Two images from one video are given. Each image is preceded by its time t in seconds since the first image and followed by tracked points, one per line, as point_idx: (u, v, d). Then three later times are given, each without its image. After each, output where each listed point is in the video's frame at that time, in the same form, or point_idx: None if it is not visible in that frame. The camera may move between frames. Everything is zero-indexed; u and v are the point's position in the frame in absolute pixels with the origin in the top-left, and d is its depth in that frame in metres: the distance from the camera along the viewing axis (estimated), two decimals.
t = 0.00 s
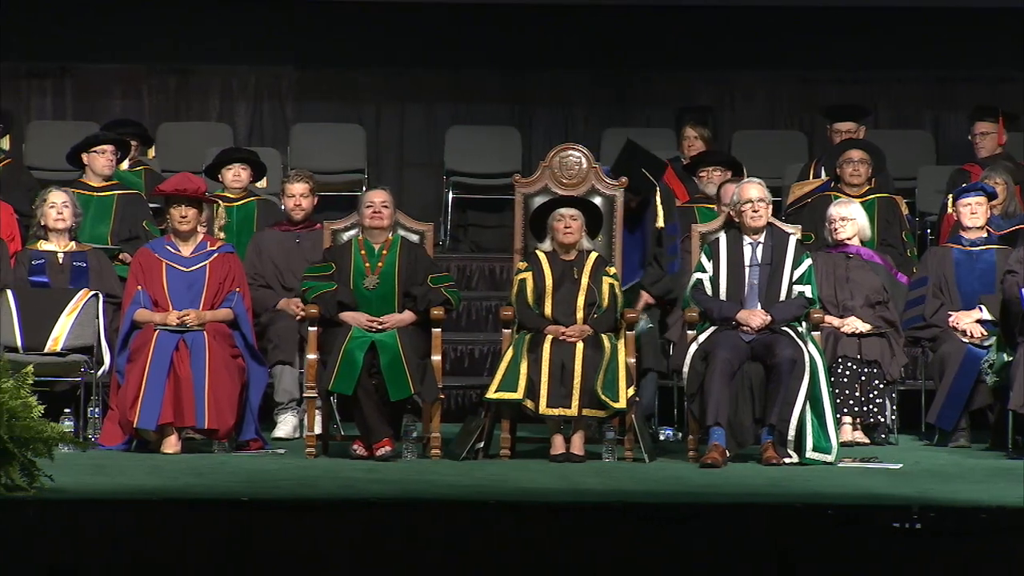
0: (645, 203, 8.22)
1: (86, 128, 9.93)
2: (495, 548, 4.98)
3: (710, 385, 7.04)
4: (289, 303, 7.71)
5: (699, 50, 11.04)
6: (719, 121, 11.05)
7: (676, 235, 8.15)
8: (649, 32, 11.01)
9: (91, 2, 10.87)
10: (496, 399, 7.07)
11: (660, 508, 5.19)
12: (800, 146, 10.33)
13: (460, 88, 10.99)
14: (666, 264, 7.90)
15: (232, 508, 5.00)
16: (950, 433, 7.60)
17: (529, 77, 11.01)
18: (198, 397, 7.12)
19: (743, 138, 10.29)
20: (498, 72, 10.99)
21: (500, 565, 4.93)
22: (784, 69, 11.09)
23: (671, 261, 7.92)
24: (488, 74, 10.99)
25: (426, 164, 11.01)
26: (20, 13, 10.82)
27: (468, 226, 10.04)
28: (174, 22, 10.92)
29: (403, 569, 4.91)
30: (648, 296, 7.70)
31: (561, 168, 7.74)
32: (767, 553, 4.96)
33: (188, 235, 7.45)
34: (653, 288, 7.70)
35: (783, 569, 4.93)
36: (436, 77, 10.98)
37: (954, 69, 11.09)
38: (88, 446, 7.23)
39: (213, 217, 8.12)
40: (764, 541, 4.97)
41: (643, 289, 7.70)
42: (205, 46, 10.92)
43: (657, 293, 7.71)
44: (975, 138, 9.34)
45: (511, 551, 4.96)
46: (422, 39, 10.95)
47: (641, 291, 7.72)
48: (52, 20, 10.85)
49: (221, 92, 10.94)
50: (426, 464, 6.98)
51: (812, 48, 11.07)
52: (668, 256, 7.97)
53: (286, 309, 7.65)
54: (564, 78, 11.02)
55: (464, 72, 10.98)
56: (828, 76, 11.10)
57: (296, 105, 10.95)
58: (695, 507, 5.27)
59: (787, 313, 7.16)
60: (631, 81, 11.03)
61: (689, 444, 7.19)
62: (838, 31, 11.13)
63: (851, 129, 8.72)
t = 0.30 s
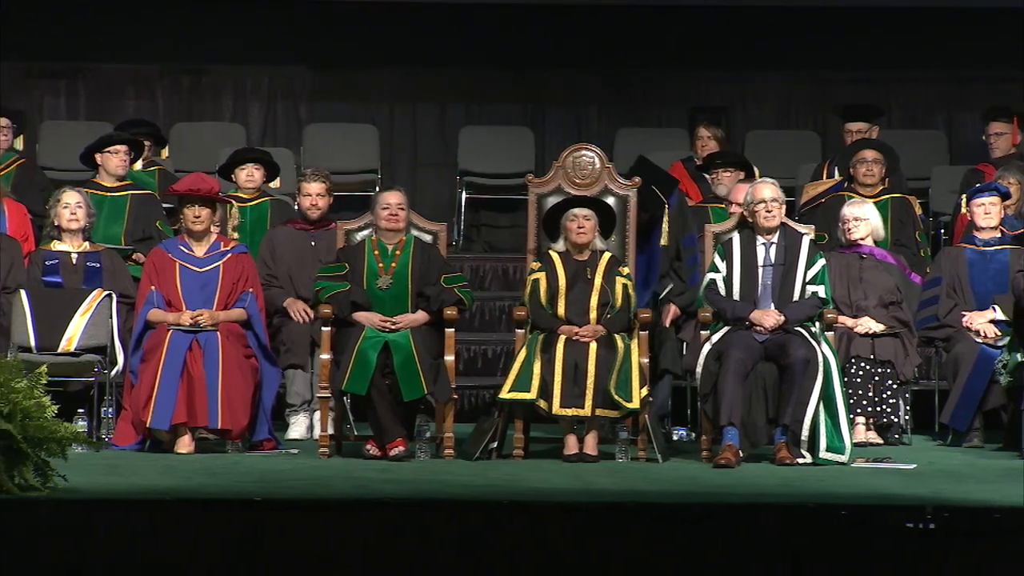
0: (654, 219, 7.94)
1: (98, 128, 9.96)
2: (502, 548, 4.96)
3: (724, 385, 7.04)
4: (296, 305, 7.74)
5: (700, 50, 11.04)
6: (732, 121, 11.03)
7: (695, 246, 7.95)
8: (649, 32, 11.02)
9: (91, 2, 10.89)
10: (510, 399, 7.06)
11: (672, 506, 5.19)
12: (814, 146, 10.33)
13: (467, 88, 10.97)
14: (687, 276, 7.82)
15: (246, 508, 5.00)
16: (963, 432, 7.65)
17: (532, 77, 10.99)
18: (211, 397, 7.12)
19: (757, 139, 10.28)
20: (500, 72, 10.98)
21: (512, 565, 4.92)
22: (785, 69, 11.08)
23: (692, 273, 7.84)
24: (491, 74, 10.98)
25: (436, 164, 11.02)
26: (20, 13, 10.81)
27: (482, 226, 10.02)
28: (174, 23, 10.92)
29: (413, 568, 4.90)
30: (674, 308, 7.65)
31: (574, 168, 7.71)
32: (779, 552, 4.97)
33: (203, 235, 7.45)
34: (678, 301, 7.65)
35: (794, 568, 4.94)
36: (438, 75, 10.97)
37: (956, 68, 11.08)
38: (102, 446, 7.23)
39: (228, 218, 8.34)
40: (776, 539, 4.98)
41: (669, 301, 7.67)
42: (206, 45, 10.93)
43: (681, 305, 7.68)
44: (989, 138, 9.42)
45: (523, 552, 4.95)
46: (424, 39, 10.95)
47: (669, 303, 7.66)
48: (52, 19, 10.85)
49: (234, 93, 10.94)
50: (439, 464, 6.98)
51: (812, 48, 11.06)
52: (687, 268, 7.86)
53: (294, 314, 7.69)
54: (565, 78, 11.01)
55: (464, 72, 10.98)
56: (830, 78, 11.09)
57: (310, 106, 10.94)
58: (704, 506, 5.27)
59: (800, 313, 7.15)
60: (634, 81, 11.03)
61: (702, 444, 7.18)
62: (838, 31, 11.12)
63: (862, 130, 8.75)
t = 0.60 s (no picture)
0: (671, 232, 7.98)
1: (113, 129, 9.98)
2: (512, 548, 4.97)
3: (741, 385, 7.02)
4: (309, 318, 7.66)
5: (700, 50, 10.96)
6: (749, 121, 10.96)
7: (705, 264, 8.01)
8: (649, 32, 10.94)
9: (91, 2, 10.80)
10: (527, 399, 7.05)
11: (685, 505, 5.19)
12: (832, 147, 10.34)
13: (474, 88, 10.89)
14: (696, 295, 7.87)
15: (262, 508, 5.01)
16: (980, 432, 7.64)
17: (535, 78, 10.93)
18: (228, 397, 7.12)
19: (775, 140, 10.27)
20: (505, 72, 10.91)
21: (526, 564, 4.94)
22: (784, 70, 11.01)
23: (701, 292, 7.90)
24: (495, 74, 10.91)
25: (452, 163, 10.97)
26: (20, 12, 10.72)
27: (498, 226, 10.07)
28: (171, 22, 10.85)
29: (425, 569, 4.91)
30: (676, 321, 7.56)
31: (591, 168, 7.72)
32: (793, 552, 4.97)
33: (220, 235, 7.46)
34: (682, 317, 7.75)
35: (811, 569, 4.93)
36: (439, 73, 10.89)
37: (958, 68, 10.99)
38: (119, 446, 7.23)
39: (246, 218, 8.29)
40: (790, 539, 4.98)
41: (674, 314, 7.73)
42: (205, 46, 10.85)
43: (684, 320, 7.78)
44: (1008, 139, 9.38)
45: (538, 552, 4.96)
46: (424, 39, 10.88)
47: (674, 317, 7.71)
48: (52, 19, 10.77)
49: (252, 92, 10.87)
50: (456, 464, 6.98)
51: (812, 48, 11.01)
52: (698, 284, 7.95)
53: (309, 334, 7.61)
54: (565, 79, 10.95)
55: (465, 71, 10.89)
56: (831, 78, 11.03)
57: (327, 106, 10.87)
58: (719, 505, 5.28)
59: (818, 313, 7.14)
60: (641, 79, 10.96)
61: (719, 445, 7.17)
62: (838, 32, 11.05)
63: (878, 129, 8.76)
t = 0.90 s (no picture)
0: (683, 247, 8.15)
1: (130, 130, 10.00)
2: (534, 548, 5.00)
3: (762, 385, 7.03)
4: (329, 314, 7.68)
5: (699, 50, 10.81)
6: (770, 121, 10.80)
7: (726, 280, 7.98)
8: (649, 32, 10.79)
9: (91, 2, 10.68)
10: (547, 399, 7.06)
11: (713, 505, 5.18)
12: (852, 146, 10.35)
13: (491, 88, 10.76)
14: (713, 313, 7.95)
15: (283, 508, 5.02)
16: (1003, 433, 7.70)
17: (541, 79, 10.78)
18: (249, 397, 7.11)
19: (795, 138, 10.32)
20: (515, 71, 10.78)
21: (548, 564, 4.98)
22: (785, 70, 10.84)
23: (719, 309, 7.96)
24: (499, 75, 10.77)
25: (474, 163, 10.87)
26: (20, 13, 10.61)
27: (519, 226, 10.08)
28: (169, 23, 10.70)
29: (445, 569, 4.97)
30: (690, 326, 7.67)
31: (612, 168, 7.80)
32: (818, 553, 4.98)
33: (240, 235, 7.46)
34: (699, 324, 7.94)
35: (833, 569, 4.98)
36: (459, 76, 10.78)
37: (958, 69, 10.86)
38: (140, 445, 7.22)
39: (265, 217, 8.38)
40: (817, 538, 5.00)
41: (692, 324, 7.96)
42: (204, 46, 10.70)
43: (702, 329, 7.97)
44: None
45: (559, 551, 5.00)
46: (422, 38, 10.75)
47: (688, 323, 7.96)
48: (52, 19, 10.65)
49: (274, 94, 10.75)
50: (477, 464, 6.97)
51: (812, 48, 10.86)
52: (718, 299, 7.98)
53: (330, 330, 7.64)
54: (578, 79, 10.80)
55: (466, 71, 10.77)
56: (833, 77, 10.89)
57: (348, 106, 10.75)
58: (740, 503, 5.31)
59: (838, 313, 7.15)
60: (658, 80, 10.82)
61: (739, 445, 7.16)
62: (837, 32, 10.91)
63: (899, 129, 8.74)
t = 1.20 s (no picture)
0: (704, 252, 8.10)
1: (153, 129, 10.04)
2: (549, 547, 5.11)
3: (785, 385, 7.02)
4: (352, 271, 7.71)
5: (699, 49, 10.85)
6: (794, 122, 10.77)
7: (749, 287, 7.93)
8: (648, 32, 10.84)
9: (90, 1, 10.69)
10: (570, 399, 7.05)
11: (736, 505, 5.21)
12: (876, 146, 10.34)
13: (518, 90, 10.76)
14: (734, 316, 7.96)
15: (305, 507, 5.12)
16: None
17: (556, 79, 10.77)
18: (272, 397, 7.14)
19: (819, 138, 10.31)
20: (536, 71, 10.78)
21: (571, 564, 5.11)
22: (785, 69, 10.84)
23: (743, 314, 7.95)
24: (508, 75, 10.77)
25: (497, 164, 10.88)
26: (20, 12, 10.65)
27: (542, 226, 10.08)
28: (169, 23, 10.74)
29: (467, 568, 5.09)
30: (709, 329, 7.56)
31: (635, 168, 7.80)
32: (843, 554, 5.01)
33: (263, 235, 7.48)
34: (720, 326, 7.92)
35: (855, 568, 5.10)
36: (481, 76, 10.77)
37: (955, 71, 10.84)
38: (163, 445, 7.25)
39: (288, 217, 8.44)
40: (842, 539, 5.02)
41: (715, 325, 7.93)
42: (203, 46, 10.74)
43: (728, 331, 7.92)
44: None
45: (581, 552, 5.12)
46: (422, 38, 10.80)
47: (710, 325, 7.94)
48: (51, 19, 10.68)
49: (296, 93, 10.78)
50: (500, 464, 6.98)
51: (812, 48, 10.87)
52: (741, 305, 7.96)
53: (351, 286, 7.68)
54: (600, 79, 10.79)
55: (476, 71, 10.77)
56: (843, 75, 10.83)
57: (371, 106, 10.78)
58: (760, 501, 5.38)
59: (861, 313, 7.14)
60: (680, 79, 10.78)
61: (762, 445, 7.13)
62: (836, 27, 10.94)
63: (922, 128, 8.75)
